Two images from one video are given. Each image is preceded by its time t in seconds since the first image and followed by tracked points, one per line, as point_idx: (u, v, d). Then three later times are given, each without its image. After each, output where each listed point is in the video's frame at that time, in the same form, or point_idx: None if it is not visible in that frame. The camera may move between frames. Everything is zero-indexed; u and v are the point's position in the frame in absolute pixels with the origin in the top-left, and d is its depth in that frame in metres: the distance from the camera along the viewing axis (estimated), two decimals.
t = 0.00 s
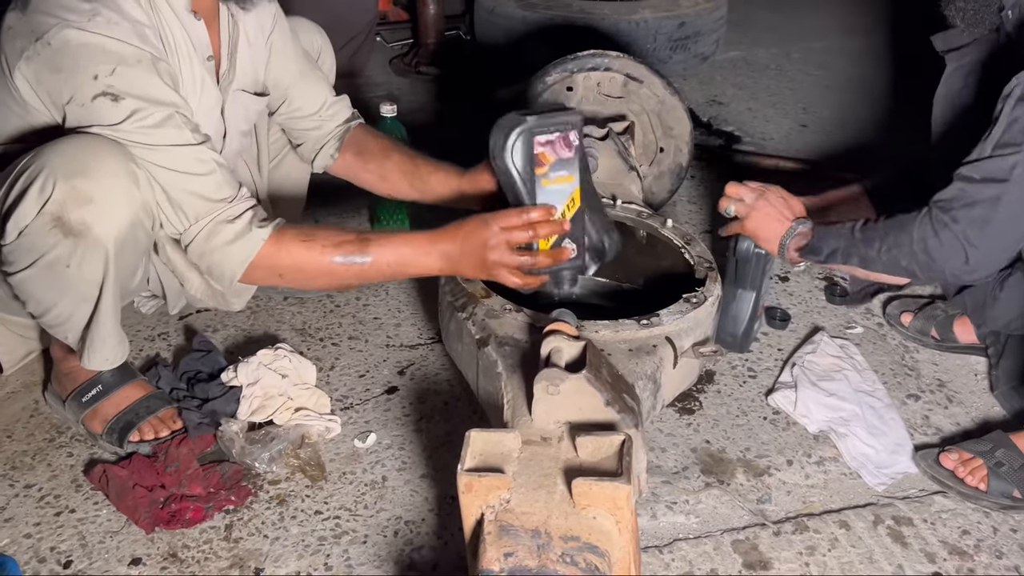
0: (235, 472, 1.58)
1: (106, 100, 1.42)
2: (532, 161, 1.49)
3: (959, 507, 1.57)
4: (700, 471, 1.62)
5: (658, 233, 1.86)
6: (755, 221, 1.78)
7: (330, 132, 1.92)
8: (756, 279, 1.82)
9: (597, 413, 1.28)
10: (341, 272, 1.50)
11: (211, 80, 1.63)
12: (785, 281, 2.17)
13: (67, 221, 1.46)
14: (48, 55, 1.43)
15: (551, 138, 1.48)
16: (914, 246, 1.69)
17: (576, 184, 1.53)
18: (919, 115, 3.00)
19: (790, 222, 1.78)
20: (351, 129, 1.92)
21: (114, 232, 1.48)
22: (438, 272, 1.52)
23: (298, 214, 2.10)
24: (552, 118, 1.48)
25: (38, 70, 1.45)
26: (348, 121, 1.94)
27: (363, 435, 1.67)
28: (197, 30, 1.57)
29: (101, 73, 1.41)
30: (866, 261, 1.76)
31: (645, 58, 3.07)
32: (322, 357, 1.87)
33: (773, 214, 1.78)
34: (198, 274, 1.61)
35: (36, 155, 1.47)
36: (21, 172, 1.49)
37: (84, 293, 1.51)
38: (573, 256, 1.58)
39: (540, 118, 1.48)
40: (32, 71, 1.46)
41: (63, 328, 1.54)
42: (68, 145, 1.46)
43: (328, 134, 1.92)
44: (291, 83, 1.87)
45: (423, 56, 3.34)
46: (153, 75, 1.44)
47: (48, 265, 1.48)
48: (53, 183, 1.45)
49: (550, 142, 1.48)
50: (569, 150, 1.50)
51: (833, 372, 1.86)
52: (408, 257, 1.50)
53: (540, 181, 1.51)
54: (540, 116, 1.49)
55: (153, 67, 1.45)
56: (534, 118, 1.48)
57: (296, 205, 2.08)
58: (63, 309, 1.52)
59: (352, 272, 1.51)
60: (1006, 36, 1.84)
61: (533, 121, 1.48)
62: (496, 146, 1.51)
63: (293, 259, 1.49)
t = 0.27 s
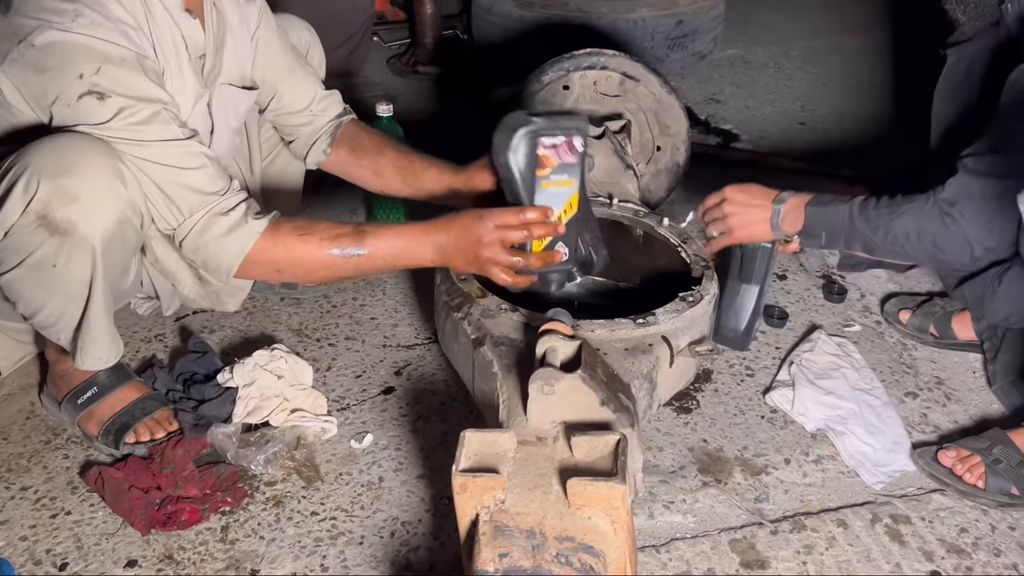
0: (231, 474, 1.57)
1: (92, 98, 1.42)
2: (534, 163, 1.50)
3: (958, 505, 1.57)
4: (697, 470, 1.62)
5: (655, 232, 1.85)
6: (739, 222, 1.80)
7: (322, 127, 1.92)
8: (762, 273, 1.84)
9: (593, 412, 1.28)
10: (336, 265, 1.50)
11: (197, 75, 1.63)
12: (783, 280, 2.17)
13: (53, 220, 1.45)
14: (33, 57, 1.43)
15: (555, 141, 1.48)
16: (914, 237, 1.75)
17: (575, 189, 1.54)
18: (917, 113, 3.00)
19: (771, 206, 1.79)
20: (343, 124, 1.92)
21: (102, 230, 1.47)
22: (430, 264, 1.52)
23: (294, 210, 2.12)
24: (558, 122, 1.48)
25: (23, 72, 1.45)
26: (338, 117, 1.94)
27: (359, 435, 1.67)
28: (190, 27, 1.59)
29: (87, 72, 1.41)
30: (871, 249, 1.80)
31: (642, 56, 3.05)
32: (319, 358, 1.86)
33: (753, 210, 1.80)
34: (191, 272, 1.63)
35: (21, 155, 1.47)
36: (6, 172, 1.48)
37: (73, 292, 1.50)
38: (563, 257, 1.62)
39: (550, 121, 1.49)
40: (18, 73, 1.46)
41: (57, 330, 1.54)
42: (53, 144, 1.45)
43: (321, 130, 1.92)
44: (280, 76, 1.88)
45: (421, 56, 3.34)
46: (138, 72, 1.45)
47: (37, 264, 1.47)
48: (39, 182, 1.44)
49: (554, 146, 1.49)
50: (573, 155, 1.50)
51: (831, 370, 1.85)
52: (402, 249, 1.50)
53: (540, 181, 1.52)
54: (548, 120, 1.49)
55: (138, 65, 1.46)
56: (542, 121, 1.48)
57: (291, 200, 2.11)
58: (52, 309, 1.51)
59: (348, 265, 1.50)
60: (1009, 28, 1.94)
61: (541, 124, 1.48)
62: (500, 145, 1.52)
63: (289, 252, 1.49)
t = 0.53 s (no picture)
0: (228, 474, 1.57)
1: (97, 95, 1.42)
2: (540, 167, 1.49)
3: (957, 500, 1.56)
4: (696, 467, 1.61)
5: (653, 228, 1.85)
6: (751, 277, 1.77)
7: (315, 125, 1.91)
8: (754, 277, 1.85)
9: (590, 410, 1.27)
10: (336, 267, 1.49)
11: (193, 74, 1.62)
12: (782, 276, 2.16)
13: (56, 221, 1.45)
14: (38, 54, 1.42)
15: (561, 148, 1.48)
16: (931, 260, 1.69)
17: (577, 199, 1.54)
18: (916, 108, 2.99)
19: (773, 261, 1.74)
20: (336, 123, 1.92)
21: (104, 231, 1.47)
22: (430, 266, 1.51)
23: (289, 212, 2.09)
24: (566, 128, 1.48)
25: (25, 69, 1.44)
26: (331, 115, 1.93)
27: (357, 434, 1.66)
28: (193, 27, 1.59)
29: (93, 68, 1.41)
30: (891, 275, 1.71)
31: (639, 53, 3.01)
32: (317, 357, 1.86)
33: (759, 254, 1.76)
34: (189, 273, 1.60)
35: (20, 156, 1.46)
36: (6, 174, 1.48)
37: (75, 294, 1.50)
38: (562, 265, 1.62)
39: (555, 126, 1.48)
40: (20, 72, 1.45)
41: (56, 330, 1.53)
42: (54, 145, 1.45)
43: (313, 128, 1.91)
44: (268, 75, 1.85)
45: (418, 54, 3.34)
46: (143, 69, 1.44)
47: (39, 266, 1.47)
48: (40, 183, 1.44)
49: (560, 152, 1.48)
50: (578, 163, 1.50)
51: (830, 366, 1.85)
52: (401, 253, 1.49)
53: (546, 189, 1.51)
54: (553, 125, 1.49)
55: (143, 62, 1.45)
56: (548, 125, 1.48)
57: (285, 203, 2.08)
58: (54, 310, 1.51)
59: (348, 267, 1.50)
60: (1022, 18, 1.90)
61: (546, 128, 1.48)
62: (508, 149, 1.52)
63: (288, 254, 1.48)
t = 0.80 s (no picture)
0: (227, 474, 1.56)
1: (117, 99, 1.41)
2: (530, 168, 1.50)
3: (957, 498, 1.56)
4: (696, 465, 1.61)
5: (652, 227, 1.84)
6: (786, 185, 1.75)
7: (308, 122, 1.92)
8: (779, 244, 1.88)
9: (589, 409, 1.27)
10: (329, 276, 1.50)
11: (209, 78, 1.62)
12: (782, 273, 2.16)
13: (64, 227, 1.44)
14: (62, 55, 1.41)
15: (552, 148, 1.49)
16: (967, 242, 1.67)
17: (568, 198, 1.54)
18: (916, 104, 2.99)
19: (822, 180, 1.73)
20: (329, 119, 1.92)
21: (113, 236, 1.47)
22: (424, 270, 1.52)
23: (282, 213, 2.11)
24: (556, 129, 1.49)
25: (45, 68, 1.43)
26: (323, 111, 1.93)
27: (356, 433, 1.66)
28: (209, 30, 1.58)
29: (116, 71, 1.39)
30: (917, 250, 1.72)
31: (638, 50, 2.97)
32: (316, 356, 1.86)
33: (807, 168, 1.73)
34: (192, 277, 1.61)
35: (30, 162, 1.46)
36: (15, 179, 1.48)
37: (83, 298, 1.49)
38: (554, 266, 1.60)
39: (544, 127, 1.49)
40: (40, 73, 1.44)
41: (58, 332, 1.53)
42: (63, 151, 1.44)
43: (306, 125, 1.91)
44: (263, 73, 1.85)
45: (416, 51, 3.35)
46: (166, 76, 1.44)
47: (47, 272, 1.47)
48: (49, 190, 1.44)
49: (551, 152, 1.49)
50: (568, 163, 1.50)
51: (830, 364, 1.84)
52: (395, 259, 1.50)
53: (535, 189, 1.51)
54: (544, 126, 1.50)
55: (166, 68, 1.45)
56: (538, 126, 1.49)
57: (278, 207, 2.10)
58: (60, 314, 1.51)
59: (340, 275, 1.50)
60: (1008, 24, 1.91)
61: (536, 129, 1.49)
62: (498, 151, 1.52)
63: (280, 264, 1.48)
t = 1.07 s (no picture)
0: (230, 471, 1.57)
1: (135, 104, 1.40)
2: (535, 171, 1.50)
3: (959, 498, 1.56)
4: (698, 465, 1.61)
5: (655, 225, 1.86)
6: (849, 62, 1.72)
7: (309, 125, 1.92)
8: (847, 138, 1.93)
9: (593, 408, 1.27)
10: (329, 280, 1.50)
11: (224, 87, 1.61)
12: (783, 273, 2.16)
13: (77, 234, 1.44)
14: (82, 58, 1.40)
15: (558, 151, 1.48)
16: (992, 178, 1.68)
17: (569, 202, 1.56)
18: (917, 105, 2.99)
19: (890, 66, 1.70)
20: (331, 124, 1.92)
21: (124, 242, 1.47)
22: (425, 271, 1.52)
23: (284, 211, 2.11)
24: (563, 132, 1.48)
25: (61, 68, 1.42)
26: (326, 116, 1.93)
27: (358, 432, 1.66)
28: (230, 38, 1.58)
29: (134, 77, 1.39)
30: (934, 165, 1.75)
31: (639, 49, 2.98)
32: (317, 355, 1.86)
33: (874, 45, 1.69)
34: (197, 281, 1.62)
35: (41, 168, 1.46)
36: (27, 184, 1.48)
37: (94, 303, 1.50)
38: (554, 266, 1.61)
39: (553, 131, 1.48)
40: (59, 76, 1.43)
41: (66, 333, 1.53)
42: (75, 158, 1.44)
43: (306, 128, 1.91)
44: (267, 73, 1.85)
45: (418, 50, 3.35)
46: (184, 84, 1.43)
47: (58, 278, 1.47)
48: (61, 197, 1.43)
49: (555, 155, 1.49)
50: (572, 167, 1.51)
51: (831, 363, 1.84)
52: (396, 262, 1.50)
53: (538, 191, 1.52)
54: (552, 128, 1.49)
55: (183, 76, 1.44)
56: (546, 130, 1.48)
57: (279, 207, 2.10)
58: (69, 318, 1.51)
59: (341, 280, 1.50)
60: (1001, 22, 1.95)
61: (544, 132, 1.48)
62: (503, 149, 1.50)
63: (282, 271, 1.49)
